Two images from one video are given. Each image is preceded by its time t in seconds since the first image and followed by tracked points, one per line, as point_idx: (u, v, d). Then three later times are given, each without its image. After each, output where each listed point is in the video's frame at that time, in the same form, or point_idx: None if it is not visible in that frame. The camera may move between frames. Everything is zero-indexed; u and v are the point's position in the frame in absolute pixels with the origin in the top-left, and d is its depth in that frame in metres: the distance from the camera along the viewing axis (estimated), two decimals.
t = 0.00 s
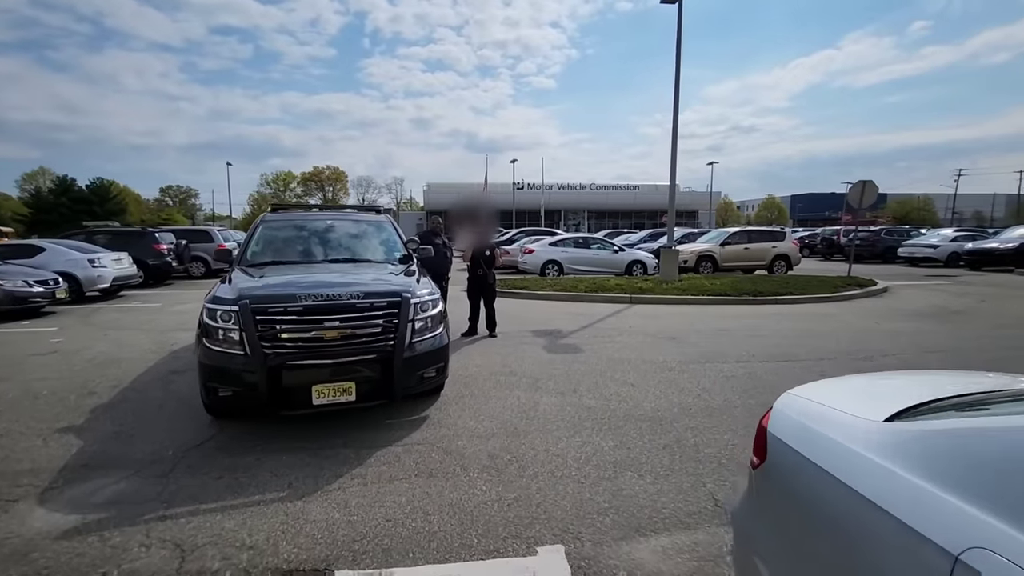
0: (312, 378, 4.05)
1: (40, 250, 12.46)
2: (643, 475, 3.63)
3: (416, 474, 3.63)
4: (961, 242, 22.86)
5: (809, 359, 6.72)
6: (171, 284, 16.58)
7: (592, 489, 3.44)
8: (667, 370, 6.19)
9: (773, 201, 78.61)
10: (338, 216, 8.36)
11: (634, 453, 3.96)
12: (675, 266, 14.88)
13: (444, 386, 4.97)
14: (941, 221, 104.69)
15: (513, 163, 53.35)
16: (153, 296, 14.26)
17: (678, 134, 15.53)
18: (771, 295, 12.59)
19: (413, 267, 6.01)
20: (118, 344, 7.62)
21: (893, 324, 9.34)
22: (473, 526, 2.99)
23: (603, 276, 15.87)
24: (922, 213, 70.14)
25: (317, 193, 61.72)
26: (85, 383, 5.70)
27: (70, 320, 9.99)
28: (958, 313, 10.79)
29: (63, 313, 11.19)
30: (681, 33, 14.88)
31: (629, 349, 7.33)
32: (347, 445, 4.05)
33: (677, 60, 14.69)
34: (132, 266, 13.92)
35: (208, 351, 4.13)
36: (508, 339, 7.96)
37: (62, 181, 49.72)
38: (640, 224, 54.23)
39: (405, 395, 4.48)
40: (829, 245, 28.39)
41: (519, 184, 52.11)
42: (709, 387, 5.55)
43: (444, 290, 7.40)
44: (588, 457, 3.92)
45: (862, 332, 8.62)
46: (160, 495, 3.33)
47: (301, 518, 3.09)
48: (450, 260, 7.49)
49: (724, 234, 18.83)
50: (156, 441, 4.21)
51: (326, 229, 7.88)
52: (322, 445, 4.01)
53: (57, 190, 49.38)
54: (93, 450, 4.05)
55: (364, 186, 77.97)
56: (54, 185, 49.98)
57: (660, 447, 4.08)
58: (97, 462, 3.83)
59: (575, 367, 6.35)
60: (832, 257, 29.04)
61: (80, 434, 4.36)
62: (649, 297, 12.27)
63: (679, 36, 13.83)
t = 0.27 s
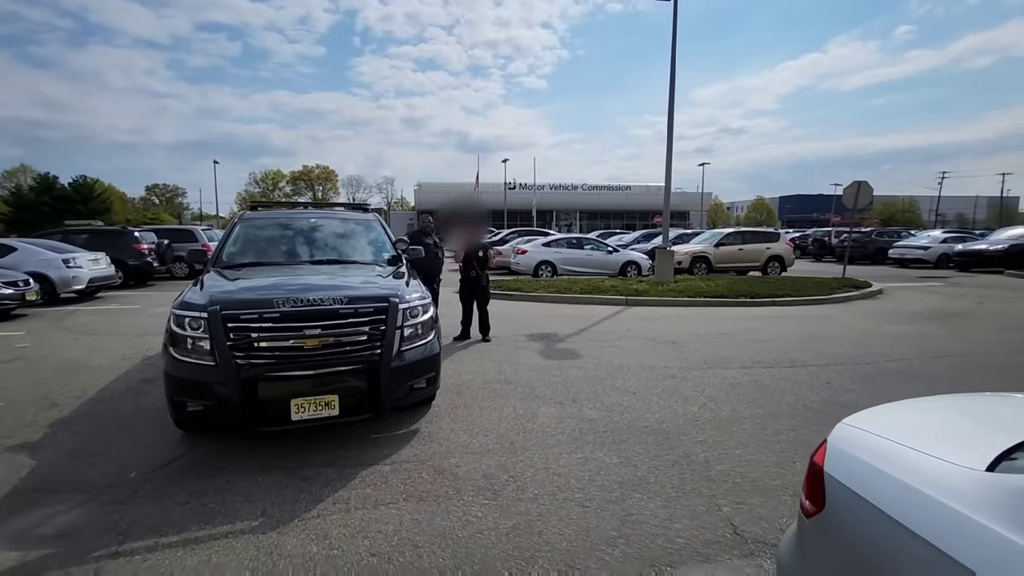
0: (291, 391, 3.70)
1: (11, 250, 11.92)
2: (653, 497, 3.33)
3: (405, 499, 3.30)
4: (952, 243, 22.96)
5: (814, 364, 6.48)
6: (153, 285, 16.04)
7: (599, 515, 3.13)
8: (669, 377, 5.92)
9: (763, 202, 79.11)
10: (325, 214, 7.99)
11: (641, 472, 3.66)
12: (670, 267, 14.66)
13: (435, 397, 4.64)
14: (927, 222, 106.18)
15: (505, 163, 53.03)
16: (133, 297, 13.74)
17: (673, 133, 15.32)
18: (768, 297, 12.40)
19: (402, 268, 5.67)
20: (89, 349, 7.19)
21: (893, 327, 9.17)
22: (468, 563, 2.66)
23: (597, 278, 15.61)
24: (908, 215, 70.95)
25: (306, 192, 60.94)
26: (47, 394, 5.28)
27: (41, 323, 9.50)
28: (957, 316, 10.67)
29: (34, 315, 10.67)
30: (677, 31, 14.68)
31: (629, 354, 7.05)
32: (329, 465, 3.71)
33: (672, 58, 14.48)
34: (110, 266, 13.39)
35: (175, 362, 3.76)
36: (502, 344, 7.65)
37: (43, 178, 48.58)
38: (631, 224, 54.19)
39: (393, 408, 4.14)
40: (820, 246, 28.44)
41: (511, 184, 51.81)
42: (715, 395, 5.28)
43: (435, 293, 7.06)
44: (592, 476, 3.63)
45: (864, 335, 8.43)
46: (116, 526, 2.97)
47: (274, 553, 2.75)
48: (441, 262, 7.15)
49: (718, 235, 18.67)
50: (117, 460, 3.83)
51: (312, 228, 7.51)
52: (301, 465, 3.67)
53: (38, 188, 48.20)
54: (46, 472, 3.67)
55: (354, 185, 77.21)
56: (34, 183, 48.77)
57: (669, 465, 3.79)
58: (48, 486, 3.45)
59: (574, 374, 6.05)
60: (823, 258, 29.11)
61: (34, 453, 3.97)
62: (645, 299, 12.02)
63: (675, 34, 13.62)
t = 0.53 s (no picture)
0: (268, 408, 3.42)
1: None
2: (662, 524, 3.07)
3: (391, 527, 3.02)
4: (949, 244, 22.89)
5: (821, 370, 6.25)
6: (140, 286, 15.65)
7: (604, 545, 2.87)
8: (672, 385, 5.66)
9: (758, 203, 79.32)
10: (314, 214, 7.68)
11: (648, 495, 3.39)
12: (669, 268, 14.43)
13: (427, 410, 4.36)
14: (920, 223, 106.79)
15: (501, 162, 52.72)
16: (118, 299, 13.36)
17: (671, 131, 15.08)
18: (769, 298, 12.20)
19: (392, 272, 5.38)
20: (64, 356, 6.85)
21: (897, 330, 8.97)
22: None
23: (594, 279, 15.36)
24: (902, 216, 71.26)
25: (300, 191, 60.45)
26: (13, 406, 4.97)
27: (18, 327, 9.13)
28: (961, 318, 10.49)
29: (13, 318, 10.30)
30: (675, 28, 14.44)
31: (629, 360, 6.79)
32: (310, 488, 3.43)
33: (671, 55, 14.24)
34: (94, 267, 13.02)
35: (143, 376, 3.49)
36: (498, 349, 7.37)
37: (31, 177, 47.83)
38: (627, 224, 54.02)
39: (381, 423, 3.86)
40: (817, 247, 28.34)
41: (507, 183, 51.51)
42: (722, 406, 5.03)
43: (428, 297, 6.78)
44: (594, 499, 3.36)
45: (869, 339, 8.22)
46: (69, 562, 2.70)
47: None
48: (434, 264, 6.87)
49: (716, 236, 18.47)
50: (81, 482, 3.55)
51: (301, 228, 7.20)
52: (280, 489, 3.39)
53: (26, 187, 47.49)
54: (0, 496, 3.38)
55: (349, 185, 76.78)
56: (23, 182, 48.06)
57: (677, 485, 3.53)
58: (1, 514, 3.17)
59: (573, 383, 5.78)
60: (820, 259, 29.01)
61: None
62: (644, 301, 11.79)
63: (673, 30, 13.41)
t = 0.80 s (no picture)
0: (241, 418, 3.12)
1: None
2: (674, 548, 2.77)
3: (374, 552, 2.72)
4: (955, 244, 22.56)
5: (835, 374, 5.94)
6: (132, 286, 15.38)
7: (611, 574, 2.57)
8: (679, 390, 5.36)
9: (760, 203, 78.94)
10: (306, 210, 7.36)
11: (658, 514, 3.09)
12: (672, 267, 14.13)
13: (418, 418, 4.05)
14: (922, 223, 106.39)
15: (501, 162, 52.43)
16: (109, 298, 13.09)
17: (675, 128, 14.79)
18: (775, 298, 11.89)
19: (383, 269, 5.08)
20: (42, 357, 6.57)
21: (910, 331, 8.65)
22: None
23: (596, 278, 15.06)
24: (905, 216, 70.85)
25: (300, 191, 60.19)
26: None
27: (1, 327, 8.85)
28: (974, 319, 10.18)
29: None
30: (679, 22, 14.16)
31: (633, 363, 6.49)
32: (287, 506, 3.12)
33: (675, 50, 13.94)
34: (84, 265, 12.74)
35: (105, 383, 3.19)
36: (496, 351, 7.06)
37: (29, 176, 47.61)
38: (628, 224, 53.70)
39: (367, 434, 3.55)
40: (821, 247, 28.02)
41: (507, 183, 51.21)
42: (733, 412, 4.73)
43: (422, 296, 6.48)
44: (599, 518, 3.06)
45: (881, 340, 7.91)
46: None
47: None
48: (429, 262, 6.56)
49: (720, 235, 18.16)
50: (37, 497, 3.26)
51: (292, 224, 6.89)
52: (253, 507, 3.09)
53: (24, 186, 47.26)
54: None
55: (349, 184, 76.49)
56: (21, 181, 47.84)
57: (688, 502, 3.23)
58: None
59: (574, 387, 5.47)
60: (824, 259, 28.68)
61: None
62: (647, 301, 11.49)
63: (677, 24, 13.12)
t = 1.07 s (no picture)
0: (206, 439, 2.79)
1: None
2: None
3: None
4: (963, 246, 22.20)
5: (852, 385, 5.61)
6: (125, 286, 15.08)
7: None
8: (688, 401, 5.04)
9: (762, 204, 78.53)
10: (298, 209, 7.04)
11: (670, 549, 2.77)
12: (676, 269, 13.80)
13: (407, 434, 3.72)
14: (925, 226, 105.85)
15: (502, 162, 52.14)
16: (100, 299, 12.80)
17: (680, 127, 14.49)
18: (782, 302, 11.56)
19: (373, 272, 4.76)
20: (18, 362, 6.26)
21: (925, 338, 8.32)
22: None
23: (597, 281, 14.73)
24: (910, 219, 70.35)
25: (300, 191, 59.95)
26: None
27: None
28: (989, 325, 9.83)
29: None
30: (684, 19, 13.86)
31: (637, 371, 6.17)
32: (257, 538, 2.80)
33: (680, 47, 13.64)
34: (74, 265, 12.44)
35: (55, 399, 2.86)
36: (493, 358, 6.74)
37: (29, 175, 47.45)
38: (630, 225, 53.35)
39: (349, 454, 3.23)
40: (825, 249, 27.67)
41: (507, 183, 50.95)
42: (746, 427, 4.40)
43: (416, 300, 6.17)
44: (603, 553, 2.74)
45: (896, 347, 7.58)
46: None
47: None
48: (423, 264, 6.25)
49: (724, 237, 17.82)
50: None
51: (283, 224, 6.57)
52: (219, 539, 2.76)
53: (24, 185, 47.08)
54: None
55: (350, 185, 76.29)
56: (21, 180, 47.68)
57: (703, 534, 2.91)
58: None
59: (575, 398, 5.15)
60: (828, 261, 28.32)
61: None
62: (650, 304, 11.16)
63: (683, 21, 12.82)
